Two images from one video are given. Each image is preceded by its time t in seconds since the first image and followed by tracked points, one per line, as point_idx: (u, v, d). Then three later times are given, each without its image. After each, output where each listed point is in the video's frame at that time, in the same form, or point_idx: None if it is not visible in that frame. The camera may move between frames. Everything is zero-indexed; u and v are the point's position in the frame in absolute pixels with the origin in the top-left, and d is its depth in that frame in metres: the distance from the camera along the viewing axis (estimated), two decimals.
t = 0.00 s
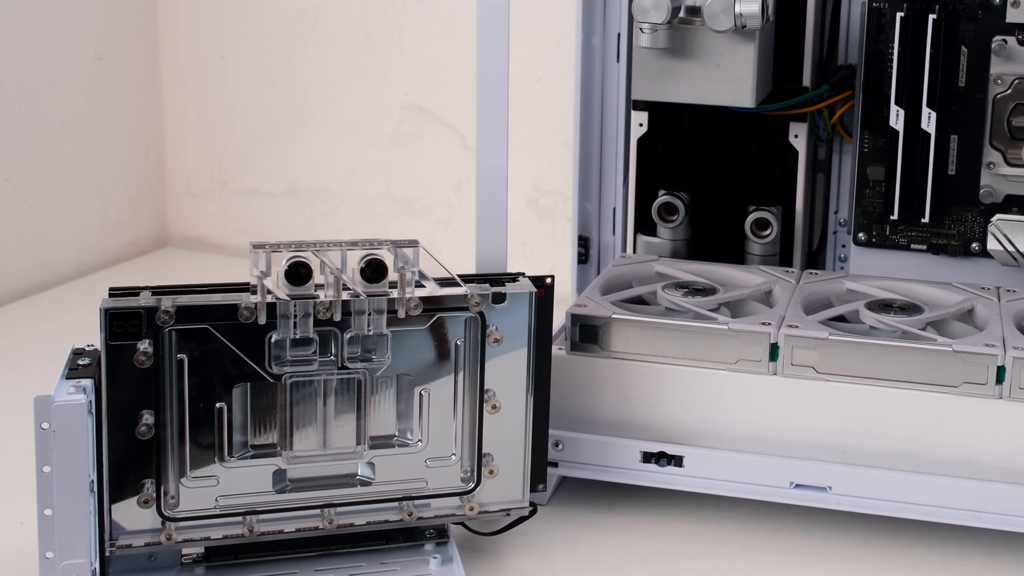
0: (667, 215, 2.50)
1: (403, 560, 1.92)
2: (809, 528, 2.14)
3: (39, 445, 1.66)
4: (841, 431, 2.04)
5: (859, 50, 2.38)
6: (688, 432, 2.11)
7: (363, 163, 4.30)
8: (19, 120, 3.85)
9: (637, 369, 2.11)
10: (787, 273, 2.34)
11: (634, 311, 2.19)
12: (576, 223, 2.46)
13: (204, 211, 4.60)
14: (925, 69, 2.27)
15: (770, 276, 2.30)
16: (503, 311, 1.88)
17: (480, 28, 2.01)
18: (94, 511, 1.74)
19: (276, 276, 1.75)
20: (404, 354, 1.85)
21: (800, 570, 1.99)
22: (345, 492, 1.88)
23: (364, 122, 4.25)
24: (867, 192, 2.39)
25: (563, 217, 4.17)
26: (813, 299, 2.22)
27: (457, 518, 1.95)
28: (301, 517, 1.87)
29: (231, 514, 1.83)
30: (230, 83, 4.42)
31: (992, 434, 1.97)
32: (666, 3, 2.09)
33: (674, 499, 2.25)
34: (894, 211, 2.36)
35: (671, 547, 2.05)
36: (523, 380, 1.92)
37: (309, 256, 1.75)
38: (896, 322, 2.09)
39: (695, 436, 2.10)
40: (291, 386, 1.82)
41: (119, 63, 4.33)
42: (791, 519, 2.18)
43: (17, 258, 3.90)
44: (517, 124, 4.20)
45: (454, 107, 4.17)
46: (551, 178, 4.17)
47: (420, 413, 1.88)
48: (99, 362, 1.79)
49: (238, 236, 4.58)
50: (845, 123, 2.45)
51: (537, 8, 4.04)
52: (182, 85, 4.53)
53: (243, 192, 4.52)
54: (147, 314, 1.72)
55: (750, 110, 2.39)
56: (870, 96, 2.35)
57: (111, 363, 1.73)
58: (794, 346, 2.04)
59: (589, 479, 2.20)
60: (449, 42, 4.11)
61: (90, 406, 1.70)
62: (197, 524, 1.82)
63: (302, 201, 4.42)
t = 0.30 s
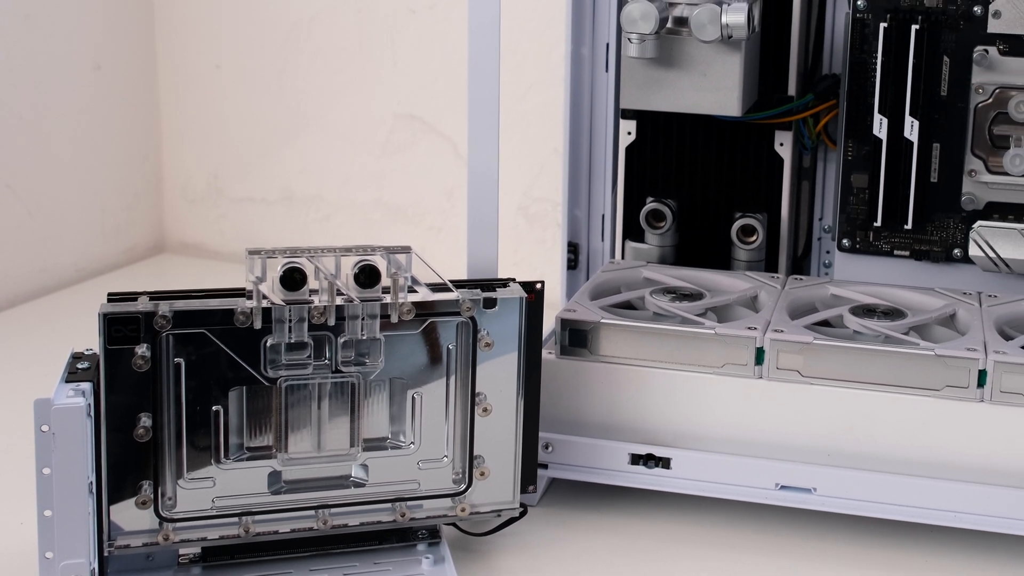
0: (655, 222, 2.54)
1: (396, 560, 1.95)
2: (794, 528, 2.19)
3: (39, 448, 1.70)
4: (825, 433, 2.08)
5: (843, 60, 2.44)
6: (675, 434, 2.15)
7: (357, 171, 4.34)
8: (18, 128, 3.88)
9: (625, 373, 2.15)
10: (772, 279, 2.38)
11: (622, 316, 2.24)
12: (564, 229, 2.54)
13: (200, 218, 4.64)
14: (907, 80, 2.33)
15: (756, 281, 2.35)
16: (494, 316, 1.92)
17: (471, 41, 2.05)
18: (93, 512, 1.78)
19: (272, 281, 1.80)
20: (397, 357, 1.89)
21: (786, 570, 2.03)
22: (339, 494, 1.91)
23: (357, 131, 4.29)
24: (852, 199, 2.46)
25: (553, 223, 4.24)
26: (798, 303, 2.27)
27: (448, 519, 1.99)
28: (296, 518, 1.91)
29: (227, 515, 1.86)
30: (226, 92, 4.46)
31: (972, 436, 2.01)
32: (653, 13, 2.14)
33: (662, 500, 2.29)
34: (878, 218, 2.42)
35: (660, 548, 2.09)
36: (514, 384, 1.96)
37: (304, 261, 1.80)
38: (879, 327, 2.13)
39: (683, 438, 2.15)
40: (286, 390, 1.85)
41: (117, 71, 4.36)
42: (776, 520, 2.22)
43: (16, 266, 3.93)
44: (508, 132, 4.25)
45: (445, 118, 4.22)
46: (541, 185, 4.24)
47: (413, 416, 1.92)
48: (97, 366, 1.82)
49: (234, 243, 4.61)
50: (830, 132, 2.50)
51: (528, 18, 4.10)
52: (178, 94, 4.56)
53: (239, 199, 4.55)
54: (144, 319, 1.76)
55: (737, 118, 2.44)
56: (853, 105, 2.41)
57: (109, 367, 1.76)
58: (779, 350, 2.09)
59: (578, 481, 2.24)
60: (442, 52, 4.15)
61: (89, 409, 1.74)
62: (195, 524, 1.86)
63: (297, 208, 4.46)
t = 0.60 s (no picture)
0: (643, 228, 2.62)
1: (390, 560, 1.99)
2: (779, 528, 2.23)
3: (40, 450, 1.73)
4: (810, 435, 2.12)
5: (827, 70, 2.49)
6: (663, 436, 2.19)
7: (352, 178, 4.39)
8: (18, 136, 3.91)
9: (613, 376, 2.20)
10: (758, 284, 2.43)
11: (611, 321, 2.29)
12: (555, 237, 2.55)
13: (199, 225, 4.69)
14: (890, 90, 2.37)
15: (742, 286, 2.40)
16: (485, 320, 1.96)
17: (465, 54, 2.09)
18: (93, 512, 1.82)
19: (268, 287, 1.83)
20: (390, 361, 1.93)
21: (772, 569, 2.07)
22: (334, 495, 1.95)
23: (351, 139, 4.34)
24: (835, 206, 2.51)
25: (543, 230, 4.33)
26: (783, 308, 2.32)
27: (441, 519, 2.03)
28: (291, 518, 1.95)
29: (224, 516, 1.90)
30: (222, 100, 4.50)
31: (953, 438, 2.06)
32: (642, 23, 2.19)
33: (650, 500, 2.34)
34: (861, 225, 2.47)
35: (648, 547, 2.13)
36: (505, 387, 2.00)
37: (299, 267, 1.83)
38: (863, 331, 2.18)
39: (670, 440, 2.19)
40: (282, 393, 1.89)
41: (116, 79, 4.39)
42: (762, 520, 2.27)
43: (16, 272, 3.96)
44: (499, 140, 4.31)
45: (437, 127, 4.26)
46: (531, 193, 4.30)
47: (405, 418, 1.96)
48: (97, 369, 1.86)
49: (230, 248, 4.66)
50: (814, 140, 2.55)
51: (520, 28, 4.16)
52: (174, 101, 4.60)
53: (236, 207, 4.60)
54: (143, 323, 1.79)
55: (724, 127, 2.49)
56: (838, 114, 2.46)
57: (108, 370, 1.80)
58: (765, 354, 2.13)
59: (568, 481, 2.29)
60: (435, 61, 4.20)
61: (89, 411, 1.78)
62: (192, 524, 1.90)
63: (292, 214, 4.52)
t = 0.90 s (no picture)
0: (632, 234, 2.68)
1: (384, 560, 2.03)
2: (766, 528, 2.28)
3: (40, 451, 1.77)
4: (794, 437, 2.17)
5: (812, 80, 2.55)
6: (651, 438, 2.24)
7: (346, 185, 4.44)
8: (19, 143, 3.95)
9: (602, 379, 2.25)
10: (744, 289, 2.49)
11: (600, 325, 2.33)
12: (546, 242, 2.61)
13: (194, 232, 4.72)
14: (874, 98, 2.43)
15: (729, 291, 2.45)
16: (477, 325, 2.00)
17: (457, 65, 2.14)
18: (93, 512, 1.86)
19: (264, 292, 1.88)
20: (384, 364, 1.97)
21: (759, 569, 2.11)
22: (329, 495, 2.00)
23: (346, 147, 4.39)
24: (820, 213, 2.55)
25: (533, 236, 4.39)
26: (769, 313, 2.37)
27: (433, 519, 2.07)
28: (287, 519, 1.99)
29: (222, 516, 1.94)
30: (219, 108, 4.54)
31: (934, 441, 2.11)
32: (630, 34, 2.24)
33: (638, 501, 2.38)
34: (845, 231, 2.52)
35: (637, 547, 2.18)
36: (496, 390, 2.05)
37: (294, 273, 1.89)
38: (846, 335, 2.23)
39: (658, 442, 2.24)
40: (278, 396, 1.93)
41: (116, 87, 4.43)
42: (748, 520, 2.31)
43: (15, 278, 3.99)
44: (491, 148, 4.38)
45: (430, 135, 4.34)
46: (522, 200, 4.36)
47: (399, 421, 2.01)
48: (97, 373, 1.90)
49: (226, 253, 4.68)
50: (799, 148, 2.61)
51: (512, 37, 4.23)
52: (171, 108, 4.64)
53: (233, 213, 4.62)
54: (141, 327, 1.83)
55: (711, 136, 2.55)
56: (822, 123, 2.51)
57: (108, 373, 1.85)
58: (751, 357, 2.18)
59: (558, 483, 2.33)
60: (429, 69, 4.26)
61: (89, 414, 1.82)
62: (190, 524, 1.94)
63: (288, 220, 4.55)
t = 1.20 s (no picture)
0: (620, 240, 2.73)
1: (378, 559, 2.07)
2: (751, 528, 2.33)
3: (42, 452, 1.81)
4: (780, 438, 2.22)
5: (797, 89, 2.61)
6: (639, 440, 2.29)
7: (340, 193, 4.52)
8: (22, 151, 3.99)
9: (591, 382, 2.29)
10: (730, 294, 2.54)
11: (589, 329, 2.38)
12: (537, 249, 2.68)
13: (193, 238, 4.78)
14: (857, 106, 2.49)
15: (715, 296, 2.50)
16: (469, 329, 2.05)
17: (450, 76, 2.19)
18: (93, 511, 1.90)
19: (261, 296, 1.92)
20: (379, 367, 2.02)
21: (746, 567, 2.16)
22: (325, 496, 2.04)
23: (341, 155, 4.47)
24: (805, 220, 2.61)
25: (524, 242, 4.48)
26: (755, 317, 2.42)
27: (427, 519, 2.11)
28: (283, 519, 2.03)
29: (219, 516, 1.99)
30: (217, 116, 4.59)
31: (917, 442, 2.16)
32: (619, 43, 2.28)
33: (627, 501, 2.43)
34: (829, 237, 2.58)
35: (627, 546, 2.22)
36: (488, 393, 2.09)
37: (291, 278, 1.93)
38: (831, 339, 2.28)
39: (647, 444, 2.29)
40: (274, 398, 1.98)
41: (117, 97, 4.47)
42: (734, 520, 2.36)
43: (17, 284, 4.04)
44: (483, 155, 4.45)
45: (424, 143, 4.39)
46: (514, 207, 4.44)
47: (393, 423, 2.05)
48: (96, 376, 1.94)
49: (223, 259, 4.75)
50: (784, 156, 2.67)
51: (503, 46, 4.30)
52: (168, 116, 4.68)
53: (231, 220, 4.69)
54: (141, 331, 1.87)
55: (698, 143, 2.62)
56: (807, 131, 2.57)
57: (108, 376, 1.88)
58: (738, 360, 2.23)
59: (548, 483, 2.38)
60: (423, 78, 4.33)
61: (89, 416, 1.86)
62: (188, 524, 1.98)
63: (284, 228, 4.63)
